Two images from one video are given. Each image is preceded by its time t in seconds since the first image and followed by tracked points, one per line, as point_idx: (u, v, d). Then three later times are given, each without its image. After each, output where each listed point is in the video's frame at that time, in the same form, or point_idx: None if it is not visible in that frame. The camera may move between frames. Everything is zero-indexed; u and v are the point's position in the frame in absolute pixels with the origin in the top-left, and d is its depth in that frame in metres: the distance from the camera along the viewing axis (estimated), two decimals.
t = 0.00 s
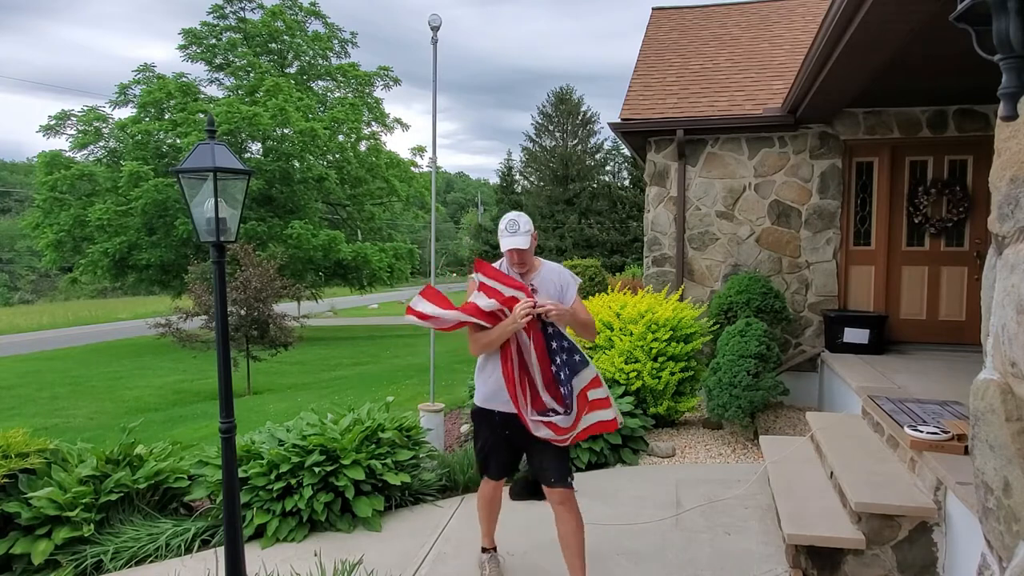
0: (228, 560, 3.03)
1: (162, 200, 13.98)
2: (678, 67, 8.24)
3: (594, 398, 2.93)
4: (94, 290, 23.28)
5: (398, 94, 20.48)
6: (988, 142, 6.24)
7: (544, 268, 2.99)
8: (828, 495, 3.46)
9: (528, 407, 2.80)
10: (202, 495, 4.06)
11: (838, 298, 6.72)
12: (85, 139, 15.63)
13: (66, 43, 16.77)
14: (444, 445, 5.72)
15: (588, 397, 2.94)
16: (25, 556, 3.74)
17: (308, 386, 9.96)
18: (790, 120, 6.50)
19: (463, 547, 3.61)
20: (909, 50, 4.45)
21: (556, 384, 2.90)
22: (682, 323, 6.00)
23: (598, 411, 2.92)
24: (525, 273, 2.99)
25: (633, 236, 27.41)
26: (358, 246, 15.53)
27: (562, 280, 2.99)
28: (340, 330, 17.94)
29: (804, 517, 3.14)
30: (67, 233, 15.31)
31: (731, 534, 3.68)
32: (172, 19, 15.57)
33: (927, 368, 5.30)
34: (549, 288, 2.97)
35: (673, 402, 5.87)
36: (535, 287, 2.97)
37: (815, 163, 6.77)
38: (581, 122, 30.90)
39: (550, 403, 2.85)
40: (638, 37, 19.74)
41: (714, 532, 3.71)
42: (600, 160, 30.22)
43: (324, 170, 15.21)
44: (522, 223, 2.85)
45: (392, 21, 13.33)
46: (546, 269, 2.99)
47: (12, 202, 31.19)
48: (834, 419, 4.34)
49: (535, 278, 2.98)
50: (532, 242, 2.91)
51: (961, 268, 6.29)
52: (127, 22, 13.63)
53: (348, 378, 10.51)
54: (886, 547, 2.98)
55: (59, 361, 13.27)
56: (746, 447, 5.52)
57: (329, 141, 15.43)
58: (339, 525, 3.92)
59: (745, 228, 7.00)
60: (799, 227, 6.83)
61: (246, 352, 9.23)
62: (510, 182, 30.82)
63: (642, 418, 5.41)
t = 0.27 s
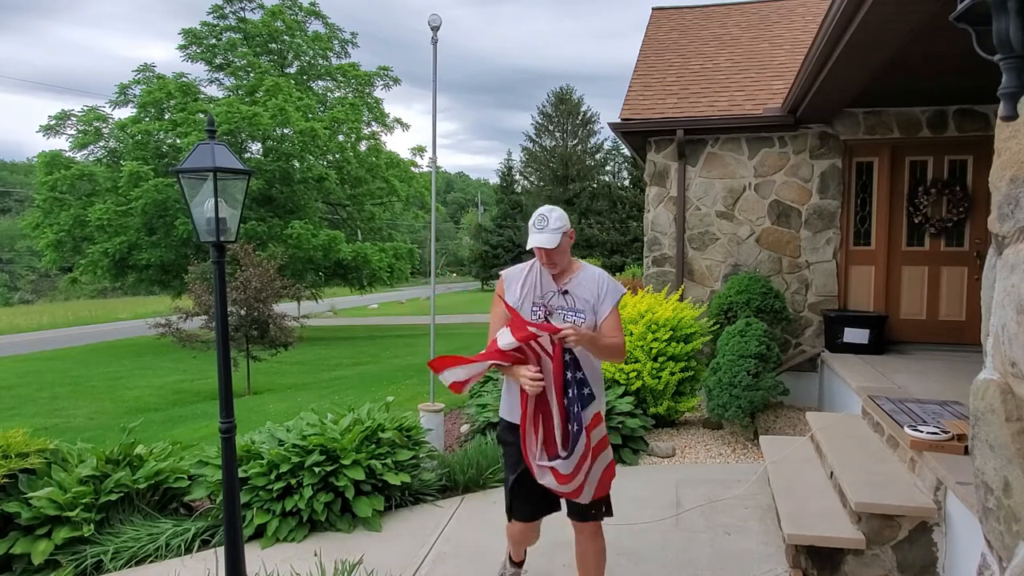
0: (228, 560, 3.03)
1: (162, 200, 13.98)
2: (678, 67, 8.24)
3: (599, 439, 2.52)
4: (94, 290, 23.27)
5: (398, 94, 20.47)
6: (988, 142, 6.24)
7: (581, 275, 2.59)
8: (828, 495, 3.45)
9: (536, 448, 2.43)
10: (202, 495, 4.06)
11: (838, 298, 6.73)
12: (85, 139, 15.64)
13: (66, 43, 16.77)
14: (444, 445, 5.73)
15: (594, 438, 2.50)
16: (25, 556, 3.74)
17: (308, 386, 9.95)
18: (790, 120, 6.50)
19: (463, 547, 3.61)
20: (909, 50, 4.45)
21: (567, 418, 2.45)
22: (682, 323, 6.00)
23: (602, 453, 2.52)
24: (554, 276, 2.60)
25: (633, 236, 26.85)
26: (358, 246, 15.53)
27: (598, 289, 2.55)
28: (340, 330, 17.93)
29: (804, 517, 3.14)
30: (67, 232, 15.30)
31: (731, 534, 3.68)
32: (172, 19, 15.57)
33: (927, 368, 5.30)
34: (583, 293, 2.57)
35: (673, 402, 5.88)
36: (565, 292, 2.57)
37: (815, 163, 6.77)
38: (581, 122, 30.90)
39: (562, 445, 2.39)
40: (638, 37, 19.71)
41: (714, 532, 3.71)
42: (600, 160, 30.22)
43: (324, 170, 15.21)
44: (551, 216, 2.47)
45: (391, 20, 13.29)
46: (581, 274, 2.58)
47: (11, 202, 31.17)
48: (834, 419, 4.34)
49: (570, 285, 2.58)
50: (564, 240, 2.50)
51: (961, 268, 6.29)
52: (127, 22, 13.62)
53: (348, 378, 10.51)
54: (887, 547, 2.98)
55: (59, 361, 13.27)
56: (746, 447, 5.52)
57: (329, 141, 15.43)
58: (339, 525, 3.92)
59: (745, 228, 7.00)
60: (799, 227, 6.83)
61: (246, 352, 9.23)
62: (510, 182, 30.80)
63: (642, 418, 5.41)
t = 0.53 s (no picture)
0: (228, 560, 3.02)
1: (162, 200, 13.97)
2: (678, 67, 8.24)
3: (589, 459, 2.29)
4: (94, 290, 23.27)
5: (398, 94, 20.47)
6: (988, 142, 6.23)
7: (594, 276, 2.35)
8: (828, 495, 3.45)
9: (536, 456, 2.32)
10: (202, 495, 4.06)
11: (838, 298, 6.72)
12: (85, 139, 15.64)
13: (66, 43, 16.76)
14: (444, 446, 5.73)
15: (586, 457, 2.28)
16: (25, 556, 3.73)
17: (308, 386, 9.95)
18: (790, 120, 6.50)
19: (463, 548, 3.61)
20: (909, 50, 4.44)
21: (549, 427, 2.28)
22: (682, 323, 6.00)
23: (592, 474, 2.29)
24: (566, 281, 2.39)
25: (633, 236, 26.56)
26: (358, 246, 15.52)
27: (613, 293, 2.30)
28: (340, 330, 17.93)
29: (805, 517, 3.14)
30: (67, 233, 15.30)
31: (731, 534, 3.68)
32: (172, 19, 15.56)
33: (927, 369, 5.30)
34: (595, 300, 2.33)
35: (673, 402, 5.88)
36: (576, 298, 2.35)
37: (816, 163, 6.77)
38: (581, 122, 30.91)
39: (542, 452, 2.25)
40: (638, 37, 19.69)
41: (714, 532, 3.71)
42: (600, 160, 30.22)
43: (324, 170, 15.20)
44: (557, 214, 2.25)
45: (391, 20, 13.26)
46: (594, 277, 2.34)
47: (11, 202, 31.17)
48: (834, 419, 4.34)
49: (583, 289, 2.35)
50: (571, 238, 2.27)
51: (961, 268, 6.29)
52: (127, 22, 13.62)
53: (348, 378, 10.51)
54: (886, 547, 2.98)
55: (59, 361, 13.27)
56: (746, 447, 5.52)
57: (329, 141, 15.43)
58: (339, 525, 3.92)
59: (745, 228, 7.00)
60: (799, 227, 6.83)
61: (246, 352, 9.22)
62: (510, 182, 30.79)
63: (642, 418, 5.41)
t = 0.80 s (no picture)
0: (228, 560, 3.02)
1: (162, 200, 13.97)
2: (678, 67, 8.24)
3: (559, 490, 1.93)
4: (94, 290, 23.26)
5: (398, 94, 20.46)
6: (988, 142, 6.23)
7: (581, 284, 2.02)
8: (828, 495, 3.45)
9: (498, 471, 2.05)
10: (202, 496, 4.06)
11: (838, 298, 6.72)
12: (85, 139, 15.64)
13: (66, 43, 16.75)
14: (443, 445, 5.75)
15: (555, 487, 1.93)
16: (25, 556, 3.74)
17: (308, 386, 9.95)
18: (790, 120, 6.50)
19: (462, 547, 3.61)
20: (909, 50, 4.45)
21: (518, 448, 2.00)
22: (682, 323, 6.00)
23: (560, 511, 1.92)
24: (548, 289, 2.07)
25: (633, 236, 26.07)
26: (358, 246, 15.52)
27: (601, 300, 1.96)
28: (340, 330, 17.93)
29: (804, 517, 3.14)
30: (67, 232, 15.29)
31: (731, 534, 3.68)
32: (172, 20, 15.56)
33: (927, 369, 5.30)
34: (580, 310, 1.99)
35: (673, 402, 5.88)
36: (558, 309, 2.03)
37: (815, 163, 6.77)
38: (581, 122, 30.91)
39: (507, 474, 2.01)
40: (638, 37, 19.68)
41: (714, 532, 3.71)
42: (600, 160, 30.23)
43: (324, 170, 15.20)
44: (531, 213, 1.92)
45: (391, 20, 13.23)
46: (581, 284, 2.01)
47: (11, 202, 31.16)
48: (834, 419, 4.34)
49: (566, 299, 2.02)
50: (547, 239, 1.94)
51: (961, 268, 6.29)
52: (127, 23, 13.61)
53: (348, 378, 10.50)
54: (887, 547, 2.98)
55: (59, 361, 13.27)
56: (746, 447, 5.52)
57: (329, 141, 15.42)
58: (339, 525, 3.92)
59: (745, 228, 7.00)
60: (799, 227, 6.83)
61: (246, 352, 9.22)
62: (510, 183, 30.76)
63: (642, 418, 5.41)
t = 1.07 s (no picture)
0: (229, 559, 3.03)
1: (162, 200, 13.98)
2: (678, 67, 8.24)
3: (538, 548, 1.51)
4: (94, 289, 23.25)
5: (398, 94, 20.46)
6: (988, 142, 6.23)
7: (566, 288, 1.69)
8: (828, 495, 3.45)
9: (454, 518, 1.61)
10: (202, 496, 4.07)
11: (838, 298, 6.72)
12: (85, 139, 15.64)
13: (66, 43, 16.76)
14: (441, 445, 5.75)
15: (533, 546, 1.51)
16: (25, 556, 3.73)
17: (308, 386, 9.95)
18: (790, 120, 6.50)
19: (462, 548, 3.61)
20: (909, 50, 4.45)
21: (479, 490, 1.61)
22: (682, 323, 6.00)
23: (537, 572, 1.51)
24: (527, 292, 1.74)
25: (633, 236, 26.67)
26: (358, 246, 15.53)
27: (592, 306, 1.62)
28: (340, 330, 17.94)
29: (804, 517, 3.14)
30: (67, 233, 15.29)
31: (732, 534, 3.68)
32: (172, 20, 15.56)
33: (927, 369, 5.30)
34: (566, 317, 1.66)
35: (672, 402, 5.88)
36: (540, 317, 1.69)
37: (816, 163, 6.77)
38: (581, 122, 30.89)
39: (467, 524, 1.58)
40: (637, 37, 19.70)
41: (714, 532, 3.71)
42: (600, 160, 30.24)
43: (324, 171, 15.21)
44: (507, 200, 1.61)
45: (391, 20, 13.22)
46: (566, 288, 1.68)
47: (12, 202, 31.15)
48: (834, 419, 4.34)
49: (549, 305, 1.68)
50: (527, 232, 1.62)
51: (962, 268, 6.29)
52: (127, 23, 13.60)
53: (347, 378, 10.50)
54: (886, 547, 2.98)
55: (60, 361, 13.28)
56: (746, 447, 5.52)
57: (329, 141, 15.43)
58: (339, 525, 3.92)
59: (745, 228, 7.00)
60: (799, 227, 6.83)
61: (246, 352, 9.23)
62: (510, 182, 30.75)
63: (642, 418, 5.42)
